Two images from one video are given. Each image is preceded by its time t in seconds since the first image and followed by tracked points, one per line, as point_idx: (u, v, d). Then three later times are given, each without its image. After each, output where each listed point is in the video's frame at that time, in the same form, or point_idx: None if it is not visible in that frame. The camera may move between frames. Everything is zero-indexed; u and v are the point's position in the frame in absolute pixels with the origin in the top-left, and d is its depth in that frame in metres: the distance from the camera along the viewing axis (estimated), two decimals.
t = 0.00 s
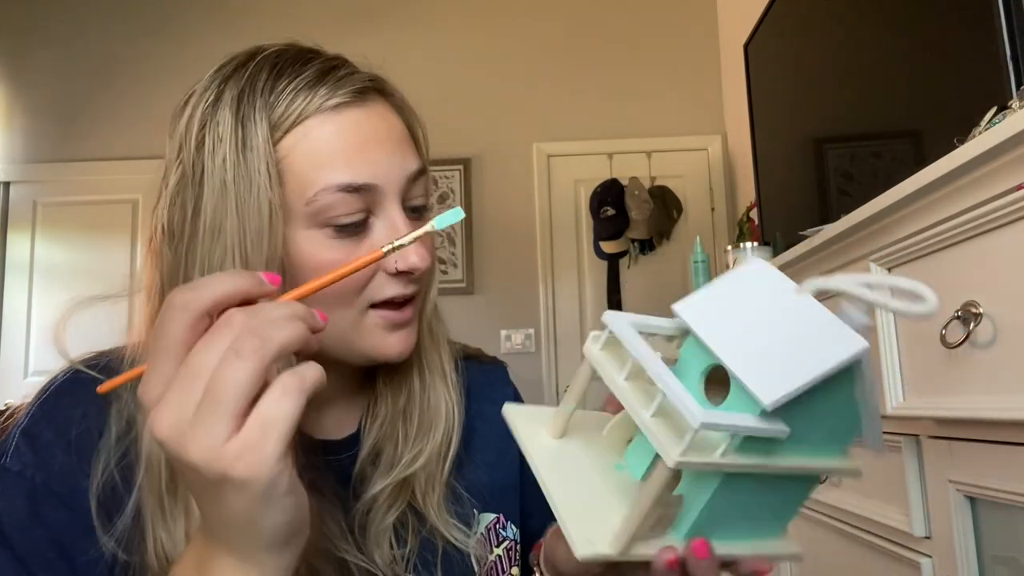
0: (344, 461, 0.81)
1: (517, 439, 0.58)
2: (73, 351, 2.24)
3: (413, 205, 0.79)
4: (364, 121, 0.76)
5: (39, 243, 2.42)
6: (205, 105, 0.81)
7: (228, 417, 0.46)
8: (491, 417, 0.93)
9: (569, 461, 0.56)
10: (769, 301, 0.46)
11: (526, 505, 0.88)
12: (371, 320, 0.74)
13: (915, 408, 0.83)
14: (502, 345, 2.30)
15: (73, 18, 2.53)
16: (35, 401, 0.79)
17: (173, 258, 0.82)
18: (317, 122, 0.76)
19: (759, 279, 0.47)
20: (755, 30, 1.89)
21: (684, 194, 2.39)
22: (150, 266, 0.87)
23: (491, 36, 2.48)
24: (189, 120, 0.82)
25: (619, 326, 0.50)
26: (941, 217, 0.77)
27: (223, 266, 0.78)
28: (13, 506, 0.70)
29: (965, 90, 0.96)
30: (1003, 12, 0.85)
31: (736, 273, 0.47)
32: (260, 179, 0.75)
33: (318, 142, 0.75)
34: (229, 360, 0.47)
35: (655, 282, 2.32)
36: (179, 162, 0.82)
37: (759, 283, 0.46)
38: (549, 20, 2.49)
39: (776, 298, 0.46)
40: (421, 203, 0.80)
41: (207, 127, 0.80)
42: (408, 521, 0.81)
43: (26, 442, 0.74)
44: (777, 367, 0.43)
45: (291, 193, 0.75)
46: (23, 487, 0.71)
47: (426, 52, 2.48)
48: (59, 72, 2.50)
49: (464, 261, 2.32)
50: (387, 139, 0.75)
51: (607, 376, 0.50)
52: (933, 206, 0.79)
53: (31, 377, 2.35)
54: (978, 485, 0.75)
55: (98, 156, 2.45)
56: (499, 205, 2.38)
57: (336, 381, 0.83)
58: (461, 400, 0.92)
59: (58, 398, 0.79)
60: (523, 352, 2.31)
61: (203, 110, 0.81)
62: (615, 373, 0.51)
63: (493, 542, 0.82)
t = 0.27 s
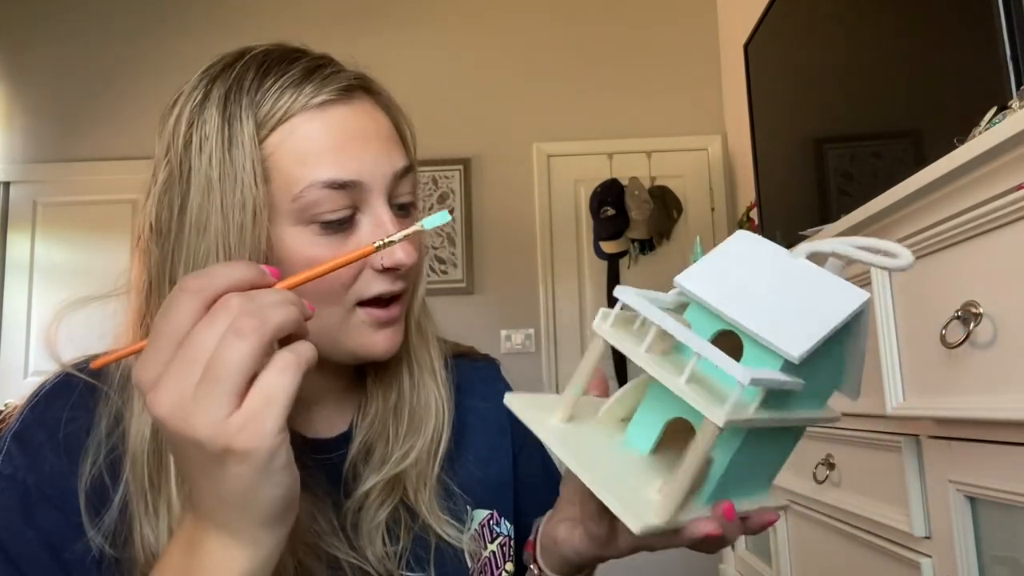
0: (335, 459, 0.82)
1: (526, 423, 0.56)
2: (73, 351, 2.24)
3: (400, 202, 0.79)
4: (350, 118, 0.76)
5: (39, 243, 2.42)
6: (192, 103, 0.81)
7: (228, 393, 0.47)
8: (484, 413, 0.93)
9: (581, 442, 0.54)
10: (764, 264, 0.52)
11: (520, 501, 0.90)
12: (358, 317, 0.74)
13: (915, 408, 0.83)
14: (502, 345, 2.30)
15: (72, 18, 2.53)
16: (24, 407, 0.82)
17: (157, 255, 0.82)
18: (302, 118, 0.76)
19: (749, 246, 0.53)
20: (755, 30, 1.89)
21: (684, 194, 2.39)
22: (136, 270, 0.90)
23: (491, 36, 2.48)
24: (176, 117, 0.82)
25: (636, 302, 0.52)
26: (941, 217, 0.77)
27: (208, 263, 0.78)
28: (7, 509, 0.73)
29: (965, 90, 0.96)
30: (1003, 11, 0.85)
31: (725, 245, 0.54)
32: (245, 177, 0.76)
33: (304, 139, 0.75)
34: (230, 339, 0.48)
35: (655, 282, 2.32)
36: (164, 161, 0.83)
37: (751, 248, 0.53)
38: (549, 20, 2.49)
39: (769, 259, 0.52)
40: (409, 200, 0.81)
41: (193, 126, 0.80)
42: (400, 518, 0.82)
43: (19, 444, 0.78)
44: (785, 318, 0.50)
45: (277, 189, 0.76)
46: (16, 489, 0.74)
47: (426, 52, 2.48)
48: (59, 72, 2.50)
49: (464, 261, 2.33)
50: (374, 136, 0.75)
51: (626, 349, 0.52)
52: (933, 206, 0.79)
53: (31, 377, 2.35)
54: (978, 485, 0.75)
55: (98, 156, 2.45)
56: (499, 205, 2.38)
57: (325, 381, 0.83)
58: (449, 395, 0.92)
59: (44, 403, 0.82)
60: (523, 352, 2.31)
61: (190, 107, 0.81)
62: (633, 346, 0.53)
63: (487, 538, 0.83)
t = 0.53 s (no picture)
0: (330, 458, 0.84)
1: (508, 414, 0.55)
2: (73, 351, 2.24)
3: (395, 201, 0.80)
4: (347, 120, 0.76)
5: (39, 243, 2.42)
6: (189, 105, 0.82)
7: (235, 432, 0.46)
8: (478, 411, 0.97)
9: (565, 426, 0.55)
10: (711, 225, 0.56)
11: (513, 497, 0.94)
12: (354, 314, 0.74)
13: (915, 408, 0.83)
14: (502, 345, 2.30)
15: (73, 18, 2.53)
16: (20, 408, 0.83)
17: (155, 253, 0.83)
18: (299, 119, 0.77)
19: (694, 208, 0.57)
20: (755, 30, 1.89)
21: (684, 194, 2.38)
22: (132, 264, 0.91)
23: (491, 37, 2.48)
24: (172, 118, 0.83)
25: (603, 281, 0.55)
26: (942, 218, 0.77)
27: (205, 263, 0.79)
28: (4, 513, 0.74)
29: (965, 90, 0.96)
30: (1004, 12, 0.85)
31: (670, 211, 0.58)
32: (243, 178, 0.76)
33: (301, 140, 0.75)
34: (238, 378, 0.46)
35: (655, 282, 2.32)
36: (161, 161, 0.83)
37: (696, 210, 0.57)
38: (549, 20, 2.49)
39: (713, 220, 0.56)
40: (403, 200, 0.82)
41: (190, 127, 0.81)
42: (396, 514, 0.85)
43: (15, 445, 0.79)
44: (741, 275, 0.54)
45: (274, 190, 0.76)
46: (12, 492, 0.76)
47: (427, 51, 2.48)
48: (59, 72, 2.50)
49: (464, 261, 2.32)
50: (371, 137, 0.76)
51: (598, 326, 0.53)
52: (933, 206, 0.79)
53: (31, 377, 2.35)
54: (978, 486, 0.75)
55: (98, 156, 2.45)
56: (499, 205, 2.38)
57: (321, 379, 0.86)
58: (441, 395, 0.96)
59: (39, 403, 0.83)
60: (523, 352, 2.31)
61: (187, 108, 0.82)
62: (604, 322, 0.54)
63: (482, 533, 0.86)
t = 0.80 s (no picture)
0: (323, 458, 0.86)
1: (542, 467, 0.55)
2: (72, 351, 2.24)
3: (398, 212, 0.81)
4: (354, 130, 0.77)
5: (39, 243, 2.42)
6: (193, 106, 0.82)
7: (234, 389, 0.49)
8: (473, 410, 1.00)
9: (598, 475, 0.56)
10: (741, 255, 0.51)
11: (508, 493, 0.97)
12: (351, 320, 0.74)
13: (915, 408, 0.83)
14: (502, 345, 2.30)
15: (73, 18, 2.53)
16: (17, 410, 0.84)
17: (154, 255, 0.83)
18: (306, 129, 0.77)
19: (720, 231, 0.51)
20: (755, 30, 1.89)
21: (684, 195, 2.38)
22: (130, 265, 0.91)
23: (491, 37, 2.48)
24: (176, 118, 0.83)
25: (644, 335, 0.51)
26: (942, 218, 0.77)
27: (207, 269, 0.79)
28: None
29: (965, 90, 0.96)
30: (1004, 12, 0.85)
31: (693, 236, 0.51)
32: (248, 185, 0.76)
33: (307, 150, 0.76)
34: (237, 337, 0.50)
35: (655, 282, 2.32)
36: (164, 161, 0.83)
37: (722, 234, 0.51)
38: (549, 20, 2.49)
39: (744, 251, 0.51)
40: (405, 210, 0.82)
41: (194, 128, 0.81)
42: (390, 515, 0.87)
43: (10, 447, 0.79)
44: (775, 319, 0.50)
45: (279, 199, 0.76)
46: (9, 496, 0.76)
47: (426, 52, 2.48)
48: (59, 72, 2.50)
49: (463, 262, 2.33)
50: (377, 149, 0.76)
51: (643, 382, 0.52)
52: (933, 206, 0.79)
53: (31, 377, 2.35)
54: (978, 486, 0.75)
55: (98, 156, 2.45)
56: (499, 205, 2.38)
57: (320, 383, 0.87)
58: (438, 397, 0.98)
59: (36, 405, 0.84)
60: (523, 352, 2.31)
61: (191, 110, 0.82)
62: (644, 376, 0.52)
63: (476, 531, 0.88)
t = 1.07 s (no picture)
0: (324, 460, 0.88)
1: (558, 492, 0.56)
2: (72, 352, 2.24)
3: (401, 222, 0.81)
4: (360, 142, 0.76)
5: (39, 243, 2.42)
6: (197, 112, 0.82)
7: (315, 365, 0.57)
8: (473, 409, 1.02)
9: (612, 489, 0.57)
10: (709, 246, 0.55)
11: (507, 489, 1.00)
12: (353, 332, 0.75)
13: (915, 408, 0.83)
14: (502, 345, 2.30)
15: (72, 19, 2.53)
16: (17, 411, 0.84)
17: (156, 264, 0.84)
18: (314, 141, 0.76)
19: (685, 225, 0.55)
20: (754, 29, 1.88)
21: (684, 195, 2.38)
22: (130, 271, 0.91)
23: (491, 37, 2.48)
24: (180, 122, 0.83)
25: (638, 345, 0.53)
26: (942, 218, 0.77)
27: (210, 279, 0.80)
28: None
29: (965, 90, 0.96)
30: (1003, 12, 0.85)
31: (660, 234, 0.55)
32: (253, 196, 0.76)
33: (314, 162, 0.75)
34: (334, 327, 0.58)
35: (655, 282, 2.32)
36: (166, 166, 0.84)
37: (687, 229, 0.55)
38: (549, 20, 2.49)
39: (712, 240, 0.55)
40: (409, 220, 0.82)
41: (199, 135, 0.81)
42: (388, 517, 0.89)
43: (11, 449, 0.79)
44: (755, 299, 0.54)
45: (285, 211, 0.76)
46: (9, 497, 0.76)
47: (426, 52, 2.48)
48: (59, 72, 2.50)
49: (464, 262, 2.33)
50: (383, 161, 0.76)
51: (646, 391, 0.53)
52: (933, 206, 0.79)
53: (31, 377, 2.35)
54: (978, 486, 0.75)
55: (98, 156, 2.45)
56: (499, 205, 2.38)
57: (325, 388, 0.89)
58: (437, 400, 0.97)
59: (37, 405, 0.84)
60: (523, 352, 2.31)
61: (196, 116, 0.82)
62: (645, 384, 0.54)
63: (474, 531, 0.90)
